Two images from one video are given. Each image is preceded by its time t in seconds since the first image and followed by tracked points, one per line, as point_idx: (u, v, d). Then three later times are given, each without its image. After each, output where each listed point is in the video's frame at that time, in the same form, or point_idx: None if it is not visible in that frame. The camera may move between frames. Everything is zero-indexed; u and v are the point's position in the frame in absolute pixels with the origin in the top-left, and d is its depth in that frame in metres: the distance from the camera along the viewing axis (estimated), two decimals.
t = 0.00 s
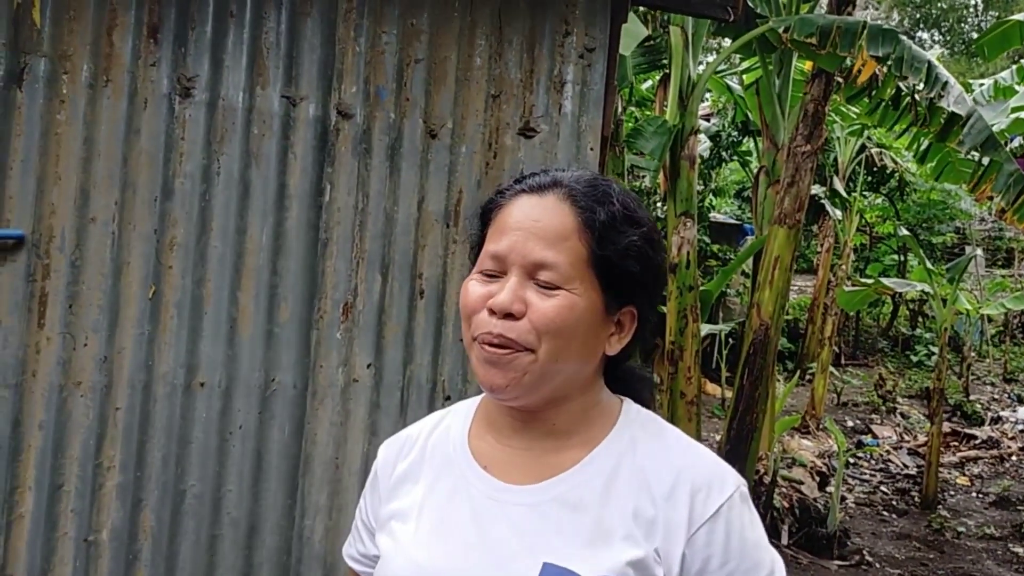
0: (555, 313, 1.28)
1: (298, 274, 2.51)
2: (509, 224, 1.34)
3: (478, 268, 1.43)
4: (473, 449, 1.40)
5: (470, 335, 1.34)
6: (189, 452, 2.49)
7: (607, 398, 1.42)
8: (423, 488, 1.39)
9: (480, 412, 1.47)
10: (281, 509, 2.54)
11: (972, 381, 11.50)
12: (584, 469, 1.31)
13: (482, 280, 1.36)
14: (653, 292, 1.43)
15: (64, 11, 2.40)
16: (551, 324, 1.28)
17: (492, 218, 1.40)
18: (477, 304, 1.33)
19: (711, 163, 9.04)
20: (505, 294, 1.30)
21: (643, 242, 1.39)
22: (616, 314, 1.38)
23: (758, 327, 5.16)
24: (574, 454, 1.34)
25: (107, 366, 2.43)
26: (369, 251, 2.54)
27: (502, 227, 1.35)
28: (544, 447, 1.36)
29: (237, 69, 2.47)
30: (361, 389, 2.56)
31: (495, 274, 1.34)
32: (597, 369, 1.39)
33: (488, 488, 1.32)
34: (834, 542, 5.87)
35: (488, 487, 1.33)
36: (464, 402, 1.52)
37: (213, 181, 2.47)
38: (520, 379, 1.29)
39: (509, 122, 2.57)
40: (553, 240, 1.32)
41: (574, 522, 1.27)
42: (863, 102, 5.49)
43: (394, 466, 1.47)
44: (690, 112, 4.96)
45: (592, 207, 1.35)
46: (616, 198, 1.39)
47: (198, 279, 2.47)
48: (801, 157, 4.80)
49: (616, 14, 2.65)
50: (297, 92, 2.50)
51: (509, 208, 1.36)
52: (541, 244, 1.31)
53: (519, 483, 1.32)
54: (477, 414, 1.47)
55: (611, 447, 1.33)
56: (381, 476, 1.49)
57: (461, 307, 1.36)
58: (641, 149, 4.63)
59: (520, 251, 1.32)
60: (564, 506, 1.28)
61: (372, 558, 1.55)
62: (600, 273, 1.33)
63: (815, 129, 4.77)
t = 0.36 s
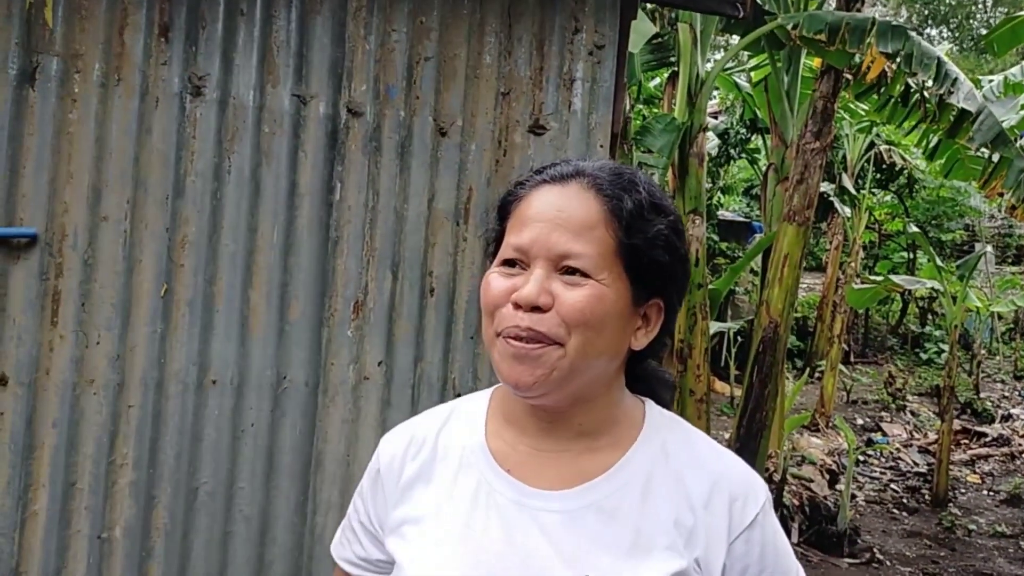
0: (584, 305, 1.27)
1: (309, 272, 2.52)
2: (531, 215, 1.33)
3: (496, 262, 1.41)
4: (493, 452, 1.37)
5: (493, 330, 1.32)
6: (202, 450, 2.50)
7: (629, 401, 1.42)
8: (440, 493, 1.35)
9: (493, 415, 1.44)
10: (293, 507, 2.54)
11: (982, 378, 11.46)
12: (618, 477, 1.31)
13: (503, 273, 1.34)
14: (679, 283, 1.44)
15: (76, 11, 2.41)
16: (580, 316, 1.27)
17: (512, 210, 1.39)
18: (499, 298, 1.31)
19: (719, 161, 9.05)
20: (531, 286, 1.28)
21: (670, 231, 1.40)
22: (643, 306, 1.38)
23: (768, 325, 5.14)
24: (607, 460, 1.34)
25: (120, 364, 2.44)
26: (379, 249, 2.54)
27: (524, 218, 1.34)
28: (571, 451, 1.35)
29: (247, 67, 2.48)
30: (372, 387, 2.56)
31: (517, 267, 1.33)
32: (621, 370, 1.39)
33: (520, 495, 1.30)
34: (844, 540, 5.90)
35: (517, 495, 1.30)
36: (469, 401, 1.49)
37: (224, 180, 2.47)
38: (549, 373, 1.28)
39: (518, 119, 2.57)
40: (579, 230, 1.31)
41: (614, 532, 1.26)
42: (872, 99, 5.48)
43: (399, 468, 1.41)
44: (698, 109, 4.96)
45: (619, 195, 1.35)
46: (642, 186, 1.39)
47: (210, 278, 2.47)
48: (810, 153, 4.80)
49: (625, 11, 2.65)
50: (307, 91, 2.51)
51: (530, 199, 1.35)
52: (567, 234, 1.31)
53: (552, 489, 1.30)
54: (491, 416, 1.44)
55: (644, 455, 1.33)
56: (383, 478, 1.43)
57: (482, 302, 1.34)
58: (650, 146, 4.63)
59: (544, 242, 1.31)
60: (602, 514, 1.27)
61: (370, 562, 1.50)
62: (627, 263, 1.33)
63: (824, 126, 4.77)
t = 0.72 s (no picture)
0: (595, 305, 1.25)
1: (312, 268, 2.53)
2: (533, 215, 1.29)
3: (498, 263, 1.38)
4: (506, 450, 1.32)
5: (501, 335, 1.29)
6: (205, 445, 2.51)
7: (638, 398, 1.41)
8: (453, 493, 1.29)
9: (499, 412, 1.38)
10: (296, 502, 2.55)
11: (981, 375, 11.49)
12: (641, 475, 1.30)
13: (507, 275, 1.30)
14: (687, 274, 1.42)
15: (80, 7, 2.41)
16: (592, 316, 1.25)
17: (511, 210, 1.35)
18: (506, 301, 1.28)
19: (719, 158, 9.07)
20: (538, 289, 1.25)
21: (676, 222, 1.38)
22: (654, 300, 1.36)
23: (768, 322, 5.15)
24: (627, 457, 1.33)
25: (124, 360, 2.45)
26: (382, 246, 2.55)
27: (525, 218, 1.30)
28: (587, 451, 1.33)
29: (250, 64, 2.48)
30: (374, 383, 2.57)
31: (522, 269, 1.29)
32: (631, 365, 1.37)
33: (545, 496, 1.26)
34: (844, 537, 5.95)
35: (539, 494, 1.26)
36: (466, 396, 1.42)
37: (227, 176, 2.48)
38: (563, 377, 1.26)
39: (521, 116, 2.58)
40: (584, 228, 1.28)
41: (643, 531, 1.26)
42: (872, 96, 5.50)
43: (402, 468, 1.32)
44: (699, 106, 4.97)
45: (622, 189, 1.32)
46: (643, 178, 1.36)
47: (213, 274, 2.48)
48: (811, 151, 4.82)
49: (627, 9, 2.66)
50: (310, 88, 2.52)
51: (531, 198, 1.31)
52: (571, 233, 1.27)
53: (576, 488, 1.28)
54: (497, 413, 1.38)
55: (662, 452, 1.33)
56: (382, 478, 1.33)
57: (486, 306, 1.31)
58: (651, 143, 4.64)
59: (549, 243, 1.27)
60: (629, 513, 1.27)
61: (366, 569, 1.38)
62: (635, 259, 1.31)
63: (825, 123, 4.79)
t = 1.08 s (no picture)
0: (595, 299, 1.28)
1: (309, 260, 2.56)
2: (530, 211, 1.32)
3: (496, 260, 1.40)
4: (508, 445, 1.34)
5: (501, 330, 1.31)
6: (204, 436, 2.53)
7: (634, 390, 1.44)
8: (456, 489, 1.31)
9: (499, 407, 1.41)
10: (294, 492, 2.58)
11: (969, 366, 11.60)
12: (640, 468, 1.33)
13: (506, 271, 1.33)
14: (682, 266, 1.45)
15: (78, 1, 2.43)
16: (592, 310, 1.27)
17: (508, 206, 1.37)
18: (506, 297, 1.30)
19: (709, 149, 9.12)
20: (538, 285, 1.27)
21: (670, 215, 1.40)
22: (650, 292, 1.39)
23: (758, 313, 5.26)
24: (626, 450, 1.36)
25: (123, 351, 2.47)
26: (378, 238, 2.58)
27: (522, 215, 1.32)
28: (587, 445, 1.36)
29: (247, 57, 2.50)
30: (371, 374, 2.60)
31: (521, 266, 1.32)
32: (628, 358, 1.40)
33: (547, 491, 1.29)
34: (832, 526, 6.06)
35: (542, 489, 1.29)
36: (465, 391, 1.45)
37: (225, 169, 2.50)
38: (564, 371, 1.28)
39: (515, 110, 2.61)
40: (581, 223, 1.30)
41: (644, 524, 1.29)
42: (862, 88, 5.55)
43: (405, 464, 1.34)
44: (689, 98, 5.01)
45: (618, 183, 1.34)
46: (638, 172, 1.39)
47: (211, 266, 2.50)
48: (801, 143, 4.85)
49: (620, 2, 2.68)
50: (307, 80, 2.54)
51: (528, 194, 1.33)
52: (569, 228, 1.30)
53: (578, 483, 1.30)
54: (498, 407, 1.41)
55: (661, 445, 1.37)
56: (385, 475, 1.35)
57: (486, 303, 1.33)
58: (642, 135, 4.68)
59: (548, 239, 1.29)
60: (630, 506, 1.30)
61: (369, 564, 1.40)
62: (631, 253, 1.33)
63: (814, 116, 4.83)
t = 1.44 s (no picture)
0: (586, 277, 1.33)
1: (293, 244, 2.56)
2: (520, 192, 1.36)
3: (481, 238, 1.44)
4: (494, 422, 1.38)
5: (493, 307, 1.35)
6: (189, 420, 2.54)
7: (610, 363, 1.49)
8: (444, 467, 1.34)
9: (480, 385, 1.44)
10: (280, 476, 2.59)
11: (955, 352, 11.68)
12: (621, 442, 1.38)
13: (496, 250, 1.37)
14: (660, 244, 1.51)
15: None
16: (584, 288, 1.33)
17: (493, 186, 1.41)
18: (498, 276, 1.35)
19: (697, 136, 9.16)
20: (530, 265, 1.32)
21: (650, 196, 1.46)
22: (632, 270, 1.44)
23: (745, 299, 5.29)
24: (607, 424, 1.40)
25: (108, 336, 2.48)
26: (362, 222, 2.59)
27: (511, 196, 1.36)
28: (572, 418, 1.41)
29: (229, 42, 2.50)
30: (357, 359, 2.61)
31: (510, 245, 1.36)
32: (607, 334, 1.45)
33: (534, 466, 1.33)
34: (818, 510, 6.09)
35: (529, 465, 1.33)
36: (443, 369, 1.47)
37: (208, 153, 2.51)
38: (558, 347, 1.34)
39: (499, 94, 2.61)
40: (571, 203, 1.35)
41: (628, 494, 1.34)
42: (848, 75, 5.57)
43: (392, 444, 1.37)
44: (676, 85, 5.01)
45: (604, 165, 1.39)
46: (621, 153, 1.43)
47: (195, 250, 2.51)
48: (787, 129, 4.91)
49: None
50: (289, 64, 2.54)
51: (516, 176, 1.37)
52: (560, 209, 1.34)
53: (563, 456, 1.35)
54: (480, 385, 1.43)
55: (640, 417, 1.41)
56: (372, 455, 1.37)
57: (475, 281, 1.37)
58: (629, 121, 4.70)
59: (539, 219, 1.34)
60: (612, 478, 1.34)
61: (357, 541, 1.42)
62: (618, 233, 1.39)
63: (800, 101, 4.89)
